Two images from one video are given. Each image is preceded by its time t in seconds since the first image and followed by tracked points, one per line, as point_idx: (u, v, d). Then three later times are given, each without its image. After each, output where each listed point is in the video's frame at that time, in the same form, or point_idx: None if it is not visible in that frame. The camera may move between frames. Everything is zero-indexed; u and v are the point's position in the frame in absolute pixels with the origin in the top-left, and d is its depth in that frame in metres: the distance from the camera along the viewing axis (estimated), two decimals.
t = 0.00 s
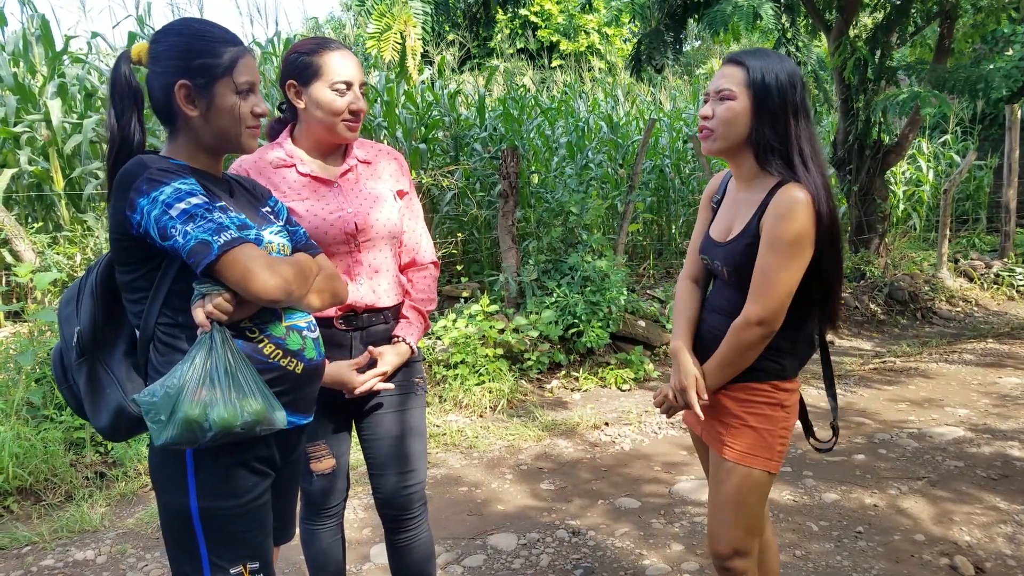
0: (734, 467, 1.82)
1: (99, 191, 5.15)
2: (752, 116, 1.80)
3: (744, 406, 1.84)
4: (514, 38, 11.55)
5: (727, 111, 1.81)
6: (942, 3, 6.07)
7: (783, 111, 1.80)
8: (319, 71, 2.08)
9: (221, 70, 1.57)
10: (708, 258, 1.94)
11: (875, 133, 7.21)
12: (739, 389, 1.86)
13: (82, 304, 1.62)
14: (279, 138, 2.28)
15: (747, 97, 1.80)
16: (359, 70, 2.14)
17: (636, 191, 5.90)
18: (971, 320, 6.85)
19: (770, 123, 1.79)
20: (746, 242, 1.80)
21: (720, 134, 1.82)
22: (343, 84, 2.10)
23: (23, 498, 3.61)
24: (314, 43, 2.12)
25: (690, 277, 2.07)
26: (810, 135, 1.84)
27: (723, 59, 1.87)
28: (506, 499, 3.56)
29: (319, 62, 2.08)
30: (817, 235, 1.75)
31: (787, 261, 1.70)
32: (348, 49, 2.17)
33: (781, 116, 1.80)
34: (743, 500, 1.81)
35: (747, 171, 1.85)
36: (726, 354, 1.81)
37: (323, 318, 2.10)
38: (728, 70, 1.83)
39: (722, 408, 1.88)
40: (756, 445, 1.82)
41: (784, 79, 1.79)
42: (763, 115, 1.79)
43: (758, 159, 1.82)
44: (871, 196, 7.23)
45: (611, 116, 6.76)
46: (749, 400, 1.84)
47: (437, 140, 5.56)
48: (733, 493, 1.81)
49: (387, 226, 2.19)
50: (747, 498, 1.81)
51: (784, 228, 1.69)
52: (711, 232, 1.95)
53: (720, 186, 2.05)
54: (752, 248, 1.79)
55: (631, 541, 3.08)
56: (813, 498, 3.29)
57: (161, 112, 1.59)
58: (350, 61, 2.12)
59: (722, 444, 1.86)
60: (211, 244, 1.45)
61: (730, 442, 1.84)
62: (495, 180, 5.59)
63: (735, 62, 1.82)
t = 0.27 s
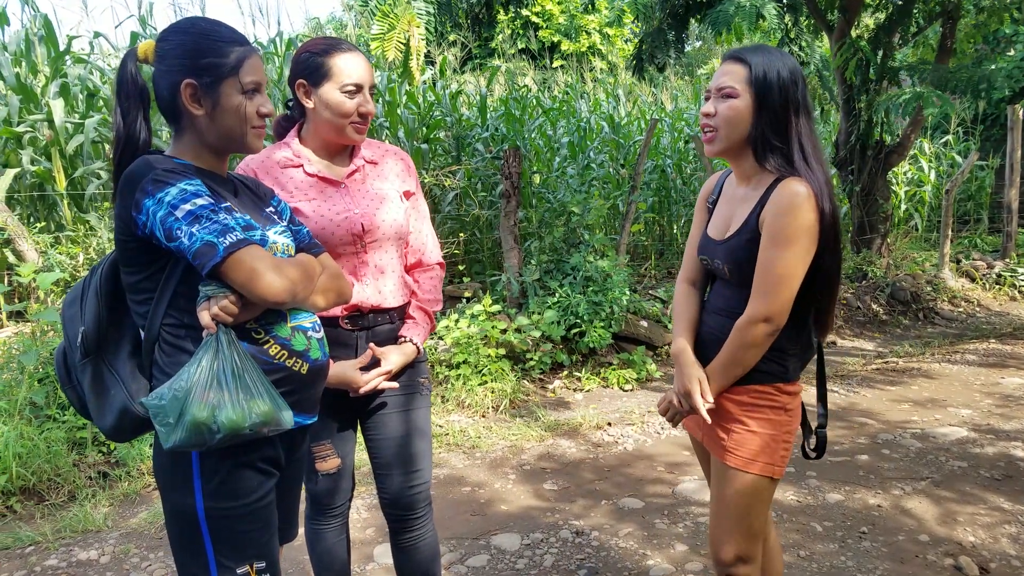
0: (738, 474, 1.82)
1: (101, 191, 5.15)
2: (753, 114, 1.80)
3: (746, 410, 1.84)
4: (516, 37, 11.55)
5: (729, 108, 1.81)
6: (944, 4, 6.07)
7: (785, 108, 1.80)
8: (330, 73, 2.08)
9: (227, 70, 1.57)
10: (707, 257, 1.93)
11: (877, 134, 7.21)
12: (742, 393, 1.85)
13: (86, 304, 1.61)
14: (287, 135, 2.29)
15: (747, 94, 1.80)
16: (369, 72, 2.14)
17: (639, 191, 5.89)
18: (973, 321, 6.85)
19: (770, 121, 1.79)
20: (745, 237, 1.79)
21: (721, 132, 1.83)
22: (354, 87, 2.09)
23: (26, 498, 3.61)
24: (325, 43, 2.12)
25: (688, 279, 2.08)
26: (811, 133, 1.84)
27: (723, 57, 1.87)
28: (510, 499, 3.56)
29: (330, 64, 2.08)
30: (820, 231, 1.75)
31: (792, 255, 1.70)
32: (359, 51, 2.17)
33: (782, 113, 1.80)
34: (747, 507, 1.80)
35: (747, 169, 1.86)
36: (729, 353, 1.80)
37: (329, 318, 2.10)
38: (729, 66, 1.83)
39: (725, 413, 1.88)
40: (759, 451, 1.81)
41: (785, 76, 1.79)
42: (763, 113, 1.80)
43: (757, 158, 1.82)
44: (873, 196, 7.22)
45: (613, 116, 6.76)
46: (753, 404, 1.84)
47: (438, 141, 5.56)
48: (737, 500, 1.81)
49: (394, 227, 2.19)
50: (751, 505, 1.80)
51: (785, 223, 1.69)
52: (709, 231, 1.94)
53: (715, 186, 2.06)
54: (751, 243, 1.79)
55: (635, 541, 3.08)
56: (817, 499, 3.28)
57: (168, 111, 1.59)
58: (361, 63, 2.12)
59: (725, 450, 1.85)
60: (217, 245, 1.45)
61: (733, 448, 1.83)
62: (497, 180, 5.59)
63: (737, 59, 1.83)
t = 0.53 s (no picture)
0: (739, 486, 1.81)
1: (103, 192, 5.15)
2: (761, 114, 1.80)
3: (747, 419, 1.83)
4: (517, 37, 11.54)
5: (739, 107, 1.80)
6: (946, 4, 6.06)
7: (795, 106, 1.79)
8: (333, 74, 2.09)
9: (227, 72, 1.57)
10: (701, 259, 1.92)
11: (879, 134, 7.21)
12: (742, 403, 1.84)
13: (87, 306, 1.62)
14: (292, 136, 2.29)
15: (756, 94, 1.79)
16: (373, 74, 2.14)
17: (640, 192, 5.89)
18: (974, 321, 6.85)
19: (778, 121, 1.79)
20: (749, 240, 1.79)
21: (729, 131, 1.82)
22: (357, 89, 2.10)
23: (28, 498, 3.61)
24: (329, 45, 2.12)
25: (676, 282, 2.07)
26: (819, 133, 1.84)
27: (732, 52, 1.86)
28: (512, 500, 3.56)
29: (334, 65, 2.08)
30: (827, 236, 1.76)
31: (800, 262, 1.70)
32: (363, 53, 2.18)
33: (791, 113, 1.79)
34: (749, 519, 1.81)
35: (750, 169, 1.86)
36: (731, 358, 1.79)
37: (331, 319, 2.11)
38: (739, 63, 1.82)
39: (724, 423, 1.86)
40: (760, 462, 1.81)
41: (795, 75, 1.78)
42: (772, 113, 1.80)
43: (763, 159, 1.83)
44: (875, 196, 7.22)
45: (614, 116, 6.75)
46: (753, 415, 1.83)
47: (440, 141, 5.56)
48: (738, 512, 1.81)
49: (397, 227, 2.19)
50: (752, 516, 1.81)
51: (801, 226, 1.68)
52: (705, 233, 1.94)
53: (709, 185, 2.05)
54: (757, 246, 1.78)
55: (637, 541, 3.08)
56: (818, 499, 3.28)
57: (168, 113, 1.59)
58: (364, 65, 2.12)
59: (724, 463, 1.84)
60: (213, 250, 1.45)
61: (733, 460, 1.82)
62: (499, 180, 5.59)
63: (746, 55, 1.82)
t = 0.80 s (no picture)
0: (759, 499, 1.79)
1: (105, 191, 5.15)
2: (778, 114, 1.78)
3: (767, 429, 1.79)
4: (518, 38, 11.53)
5: (758, 104, 1.76)
6: (947, 3, 6.05)
7: (813, 107, 1.78)
8: (335, 75, 2.09)
9: (222, 71, 1.57)
10: (703, 265, 1.85)
11: (880, 133, 7.20)
12: (767, 416, 1.79)
13: (87, 305, 1.62)
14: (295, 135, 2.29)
15: (774, 93, 1.77)
16: (374, 74, 2.14)
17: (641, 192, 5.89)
18: (976, 321, 6.85)
19: (795, 122, 1.77)
20: (765, 244, 1.75)
21: (747, 130, 1.77)
22: (359, 89, 2.10)
23: (30, 498, 3.62)
24: (332, 45, 2.12)
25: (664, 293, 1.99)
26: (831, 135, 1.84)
27: (748, 48, 1.83)
28: (513, 499, 3.56)
29: (335, 66, 2.09)
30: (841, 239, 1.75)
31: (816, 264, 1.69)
32: (365, 53, 2.18)
33: (807, 114, 1.78)
34: (762, 532, 1.80)
35: (758, 171, 1.84)
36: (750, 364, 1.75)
37: (333, 319, 2.11)
38: (758, 59, 1.79)
39: (745, 437, 1.81)
40: (781, 476, 1.78)
41: (812, 76, 1.77)
42: (789, 114, 1.78)
43: (779, 160, 1.81)
44: (876, 196, 7.21)
45: (615, 116, 6.75)
46: (777, 428, 1.79)
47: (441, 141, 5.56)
48: (751, 525, 1.80)
49: (400, 228, 2.20)
50: (766, 530, 1.80)
51: (824, 228, 1.68)
52: (705, 237, 1.87)
53: (699, 187, 2.01)
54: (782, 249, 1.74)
55: (638, 541, 3.08)
56: (819, 499, 3.29)
57: (168, 114, 1.60)
58: (366, 65, 2.12)
59: (745, 477, 1.80)
60: (207, 252, 1.45)
61: (755, 474, 1.79)
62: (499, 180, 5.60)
63: (764, 52, 1.79)
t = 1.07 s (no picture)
0: (771, 507, 1.74)
1: (107, 191, 5.16)
2: (785, 113, 1.77)
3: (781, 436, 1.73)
4: (519, 37, 11.53)
5: (765, 102, 1.75)
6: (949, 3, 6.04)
7: (818, 105, 1.79)
8: (339, 74, 2.09)
9: (223, 70, 1.57)
10: (712, 271, 1.79)
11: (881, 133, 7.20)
12: (786, 423, 1.74)
13: (92, 304, 1.63)
14: (298, 135, 2.29)
15: (782, 92, 1.76)
16: (379, 73, 2.15)
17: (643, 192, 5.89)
18: (977, 321, 6.86)
19: (802, 122, 1.77)
20: (780, 246, 1.71)
21: (754, 129, 1.75)
22: (363, 88, 2.10)
23: (33, 497, 3.63)
24: (334, 45, 2.12)
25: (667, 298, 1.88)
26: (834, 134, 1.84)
27: (750, 45, 1.82)
28: (515, 499, 3.57)
29: (339, 65, 2.09)
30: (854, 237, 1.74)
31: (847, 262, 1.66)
32: (370, 53, 2.18)
33: (813, 115, 1.78)
34: (773, 540, 1.75)
35: (763, 172, 1.82)
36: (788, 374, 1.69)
37: (337, 318, 2.11)
38: (763, 56, 1.77)
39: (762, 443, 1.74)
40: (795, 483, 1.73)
41: (817, 76, 1.77)
42: (796, 113, 1.77)
43: (786, 160, 1.80)
44: (877, 196, 7.20)
45: (616, 115, 6.75)
46: (794, 435, 1.74)
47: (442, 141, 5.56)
48: (764, 533, 1.74)
49: (403, 227, 2.20)
50: (777, 538, 1.75)
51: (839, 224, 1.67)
52: (714, 245, 1.81)
53: (698, 190, 1.95)
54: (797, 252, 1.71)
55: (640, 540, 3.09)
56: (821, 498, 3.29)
57: (171, 114, 1.61)
58: (370, 64, 2.12)
59: (760, 484, 1.74)
60: (214, 249, 1.45)
61: (770, 481, 1.73)
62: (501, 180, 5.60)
63: (770, 50, 1.77)
